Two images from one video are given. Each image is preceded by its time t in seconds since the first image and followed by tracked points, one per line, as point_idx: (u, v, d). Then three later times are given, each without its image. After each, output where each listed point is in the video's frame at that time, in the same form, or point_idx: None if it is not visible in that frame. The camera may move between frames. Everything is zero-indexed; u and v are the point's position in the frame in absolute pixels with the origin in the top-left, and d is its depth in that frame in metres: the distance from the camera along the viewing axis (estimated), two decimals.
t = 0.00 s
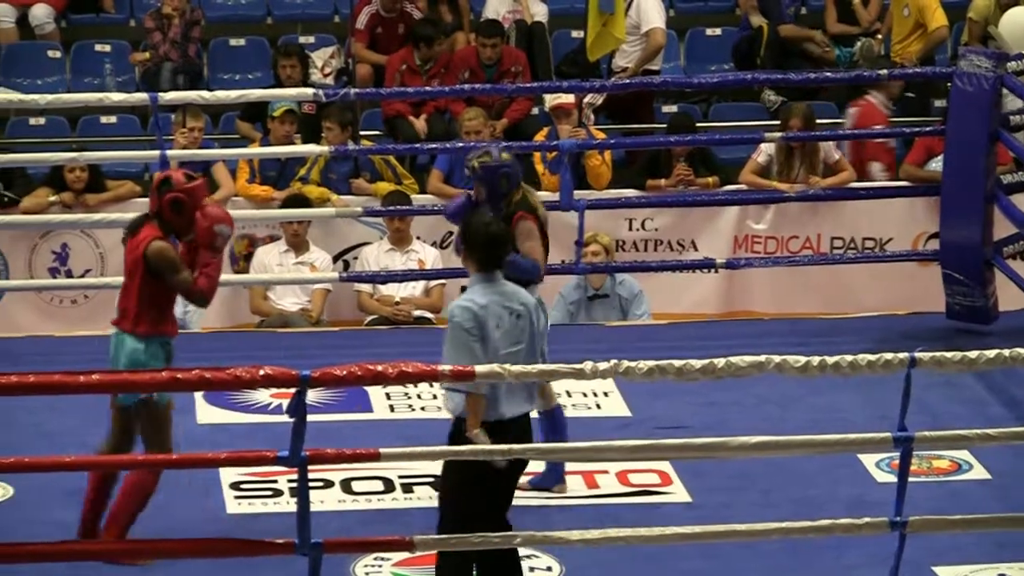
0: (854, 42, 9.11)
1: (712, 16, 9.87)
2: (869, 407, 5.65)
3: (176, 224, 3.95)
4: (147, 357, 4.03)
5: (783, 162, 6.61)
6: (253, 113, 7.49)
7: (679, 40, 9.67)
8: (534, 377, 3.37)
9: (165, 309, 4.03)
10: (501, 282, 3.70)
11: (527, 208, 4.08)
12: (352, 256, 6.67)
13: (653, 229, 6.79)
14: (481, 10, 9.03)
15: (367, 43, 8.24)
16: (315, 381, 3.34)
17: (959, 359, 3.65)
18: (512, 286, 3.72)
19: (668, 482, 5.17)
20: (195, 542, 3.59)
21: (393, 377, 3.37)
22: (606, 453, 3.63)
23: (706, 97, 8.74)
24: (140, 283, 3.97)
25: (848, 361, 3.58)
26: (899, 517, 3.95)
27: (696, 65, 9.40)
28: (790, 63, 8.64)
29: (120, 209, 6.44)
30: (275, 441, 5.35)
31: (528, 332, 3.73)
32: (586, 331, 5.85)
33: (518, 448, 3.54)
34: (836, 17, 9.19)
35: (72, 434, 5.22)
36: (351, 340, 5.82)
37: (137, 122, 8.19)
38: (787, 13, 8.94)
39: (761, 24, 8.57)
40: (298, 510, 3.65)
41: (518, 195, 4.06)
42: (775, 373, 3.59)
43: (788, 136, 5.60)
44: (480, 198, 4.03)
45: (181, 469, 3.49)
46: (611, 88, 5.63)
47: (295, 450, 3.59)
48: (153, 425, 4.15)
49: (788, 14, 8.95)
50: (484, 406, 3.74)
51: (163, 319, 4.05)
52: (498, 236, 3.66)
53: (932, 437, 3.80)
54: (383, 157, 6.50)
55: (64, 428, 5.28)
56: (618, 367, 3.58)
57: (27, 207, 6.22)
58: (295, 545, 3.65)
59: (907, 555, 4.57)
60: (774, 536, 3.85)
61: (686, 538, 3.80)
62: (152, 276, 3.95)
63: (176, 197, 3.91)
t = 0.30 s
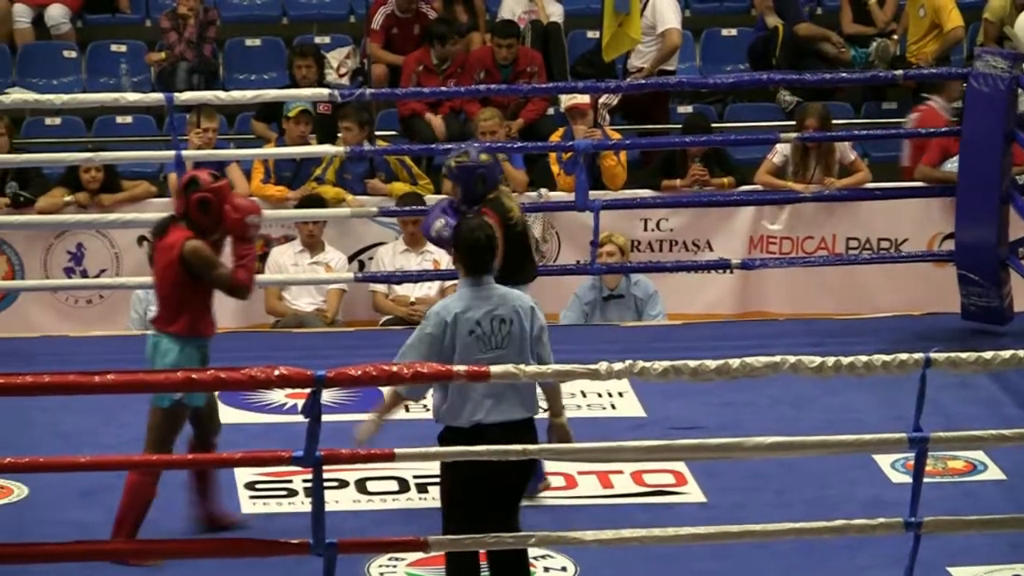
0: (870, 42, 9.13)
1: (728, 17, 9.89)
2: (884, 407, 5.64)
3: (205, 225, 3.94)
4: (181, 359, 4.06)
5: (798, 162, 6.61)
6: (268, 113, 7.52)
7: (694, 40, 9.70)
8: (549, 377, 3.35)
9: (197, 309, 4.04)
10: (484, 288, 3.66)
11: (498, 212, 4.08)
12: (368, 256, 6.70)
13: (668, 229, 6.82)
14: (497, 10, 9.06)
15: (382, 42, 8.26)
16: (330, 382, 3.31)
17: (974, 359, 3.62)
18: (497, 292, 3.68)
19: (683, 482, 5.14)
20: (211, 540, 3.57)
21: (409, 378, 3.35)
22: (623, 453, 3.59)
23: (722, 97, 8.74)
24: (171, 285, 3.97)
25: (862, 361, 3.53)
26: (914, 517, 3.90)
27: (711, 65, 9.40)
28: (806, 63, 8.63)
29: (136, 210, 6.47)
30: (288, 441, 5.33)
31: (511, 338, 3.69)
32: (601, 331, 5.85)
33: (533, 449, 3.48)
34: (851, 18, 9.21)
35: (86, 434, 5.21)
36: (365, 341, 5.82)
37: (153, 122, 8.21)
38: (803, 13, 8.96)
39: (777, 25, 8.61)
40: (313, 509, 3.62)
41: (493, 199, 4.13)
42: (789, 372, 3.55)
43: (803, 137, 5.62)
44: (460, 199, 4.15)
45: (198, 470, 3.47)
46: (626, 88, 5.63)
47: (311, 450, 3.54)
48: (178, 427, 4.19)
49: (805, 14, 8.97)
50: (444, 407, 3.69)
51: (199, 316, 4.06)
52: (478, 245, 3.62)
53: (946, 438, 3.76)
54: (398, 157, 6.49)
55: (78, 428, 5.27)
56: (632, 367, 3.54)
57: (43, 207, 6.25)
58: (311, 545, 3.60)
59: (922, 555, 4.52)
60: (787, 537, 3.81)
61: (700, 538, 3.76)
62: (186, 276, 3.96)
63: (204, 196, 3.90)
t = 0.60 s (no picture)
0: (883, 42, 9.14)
1: (741, 17, 9.90)
2: (897, 408, 5.62)
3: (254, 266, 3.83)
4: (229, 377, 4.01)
5: (812, 162, 6.63)
6: (282, 112, 7.53)
7: (708, 40, 9.73)
8: (563, 376, 3.30)
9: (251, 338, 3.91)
10: (506, 293, 3.64)
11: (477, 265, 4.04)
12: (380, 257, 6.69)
13: (681, 229, 6.83)
14: (511, 9, 9.11)
15: (396, 43, 8.28)
16: (343, 381, 3.25)
17: (987, 360, 3.52)
18: (519, 298, 3.65)
19: (696, 482, 5.07)
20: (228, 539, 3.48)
21: (422, 379, 3.28)
22: (635, 454, 3.46)
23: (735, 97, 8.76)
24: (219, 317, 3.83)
25: (876, 360, 3.42)
26: (926, 517, 3.73)
27: (724, 66, 9.41)
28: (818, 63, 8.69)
29: (149, 209, 6.52)
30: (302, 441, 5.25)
31: (529, 345, 3.66)
32: (614, 331, 5.85)
33: (545, 449, 3.42)
34: (865, 19, 9.21)
35: (98, 434, 5.19)
36: (378, 341, 5.82)
37: (166, 121, 8.24)
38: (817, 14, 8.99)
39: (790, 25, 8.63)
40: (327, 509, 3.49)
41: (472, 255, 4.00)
42: (803, 373, 3.46)
43: (816, 136, 5.66)
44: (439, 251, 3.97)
45: (207, 469, 3.35)
46: (640, 88, 5.63)
47: (324, 449, 3.41)
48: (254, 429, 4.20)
49: (819, 15, 9.01)
50: (465, 406, 3.73)
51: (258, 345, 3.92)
52: (503, 250, 3.59)
53: (960, 438, 3.61)
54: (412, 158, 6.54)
55: (91, 428, 5.25)
56: (645, 367, 3.45)
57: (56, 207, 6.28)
58: (323, 545, 3.49)
59: (934, 555, 4.39)
60: (802, 537, 3.63)
61: (711, 539, 3.61)
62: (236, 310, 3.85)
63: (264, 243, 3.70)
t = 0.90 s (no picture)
0: (895, 42, 9.15)
1: (753, 17, 9.91)
2: (907, 408, 5.62)
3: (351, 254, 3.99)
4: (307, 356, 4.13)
5: (824, 162, 6.63)
6: (294, 112, 7.54)
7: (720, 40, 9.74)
8: (574, 375, 3.29)
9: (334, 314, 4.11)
10: (589, 295, 3.53)
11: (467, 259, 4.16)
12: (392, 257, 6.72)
13: (693, 229, 6.82)
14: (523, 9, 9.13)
15: (407, 42, 8.29)
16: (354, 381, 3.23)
17: (998, 359, 3.45)
18: (602, 300, 3.54)
19: (707, 482, 5.06)
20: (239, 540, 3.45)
21: (433, 378, 3.27)
22: (648, 454, 3.38)
23: (746, 96, 8.76)
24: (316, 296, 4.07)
25: (887, 360, 3.38)
26: (938, 517, 3.67)
27: (736, 65, 9.42)
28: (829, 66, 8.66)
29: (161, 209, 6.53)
30: (313, 441, 5.21)
31: (616, 347, 3.54)
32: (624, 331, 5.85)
33: (555, 448, 3.37)
34: (877, 19, 9.32)
35: (110, 434, 5.20)
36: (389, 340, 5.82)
37: (177, 121, 8.25)
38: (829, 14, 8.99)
39: (802, 25, 8.63)
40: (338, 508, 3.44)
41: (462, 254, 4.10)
42: (815, 374, 3.39)
43: (829, 137, 5.73)
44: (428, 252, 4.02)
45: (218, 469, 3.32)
46: (651, 88, 5.63)
47: (335, 449, 3.35)
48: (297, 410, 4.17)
49: (830, 14, 9.02)
50: (551, 405, 3.59)
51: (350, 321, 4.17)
52: (584, 251, 3.50)
53: (972, 438, 3.54)
54: (423, 157, 6.54)
55: (102, 428, 5.25)
56: (657, 366, 3.39)
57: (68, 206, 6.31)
58: (334, 545, 3.44)
59: (946, 556, 4.37)
60: (813, 537, 3.58)
61: (725, 539, 3.55)
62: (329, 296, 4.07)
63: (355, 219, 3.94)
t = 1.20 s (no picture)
0: (895, 42, 9.16)
1: (753, 17, 9.91)
2: (907, 408, 5.62)
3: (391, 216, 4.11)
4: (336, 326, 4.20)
5: (824, 162, 6.63)
6: (294, 112, 7.55)
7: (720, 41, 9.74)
8: (575, 376, 3.29)
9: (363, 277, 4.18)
10: (627, 292, 3.69)
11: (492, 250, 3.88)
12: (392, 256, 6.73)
13: (693, 229, 6.82)
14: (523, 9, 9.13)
15: (407, 42, 8.29)
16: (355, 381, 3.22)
17: (998, 359, 3.45)
18: (639, 297, 3.70)
19: (707, 482, 5.05)
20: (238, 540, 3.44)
21: (433, 379, 3.26)
22: (648, 454, 3.39)
23: (747, 96, 8.76)
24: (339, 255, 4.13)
25: (887, 360, 3.38)
26: (938, 517, 3.67)
27: (737, 66, 9.43)
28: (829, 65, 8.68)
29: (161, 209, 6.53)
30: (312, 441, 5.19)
31: (652, 341, 3.71)
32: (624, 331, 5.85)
33: (554, 448, 3.36)
34: (877, 19, 9.32)
35: (110, 434, 5.20)
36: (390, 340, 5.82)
37: (177, 121, 8.25)
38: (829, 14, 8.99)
39: (802, 25, 8.62)
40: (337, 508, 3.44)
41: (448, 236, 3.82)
42: (815, 374, 3.39)
43: (828, 136, 5.73)
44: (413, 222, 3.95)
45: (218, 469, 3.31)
46: (651, 88, 5.63)
47: (335, 449, 3.34)
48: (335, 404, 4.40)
49: (830, 14, 9.02)
50: (597, 404, 3.71)
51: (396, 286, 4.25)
52: (622, 250, 3.66)
53: (971, 438, 3.54)
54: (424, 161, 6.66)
55: (102, 428, 5.25)
56: (657, 367, 3.39)
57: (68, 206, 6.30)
58: (333, 545, 3.43)
59: (946, 556, 4.37)
60: (813, 538, 3.58)
61: (726, 539, 3.54)
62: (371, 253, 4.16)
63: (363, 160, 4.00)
